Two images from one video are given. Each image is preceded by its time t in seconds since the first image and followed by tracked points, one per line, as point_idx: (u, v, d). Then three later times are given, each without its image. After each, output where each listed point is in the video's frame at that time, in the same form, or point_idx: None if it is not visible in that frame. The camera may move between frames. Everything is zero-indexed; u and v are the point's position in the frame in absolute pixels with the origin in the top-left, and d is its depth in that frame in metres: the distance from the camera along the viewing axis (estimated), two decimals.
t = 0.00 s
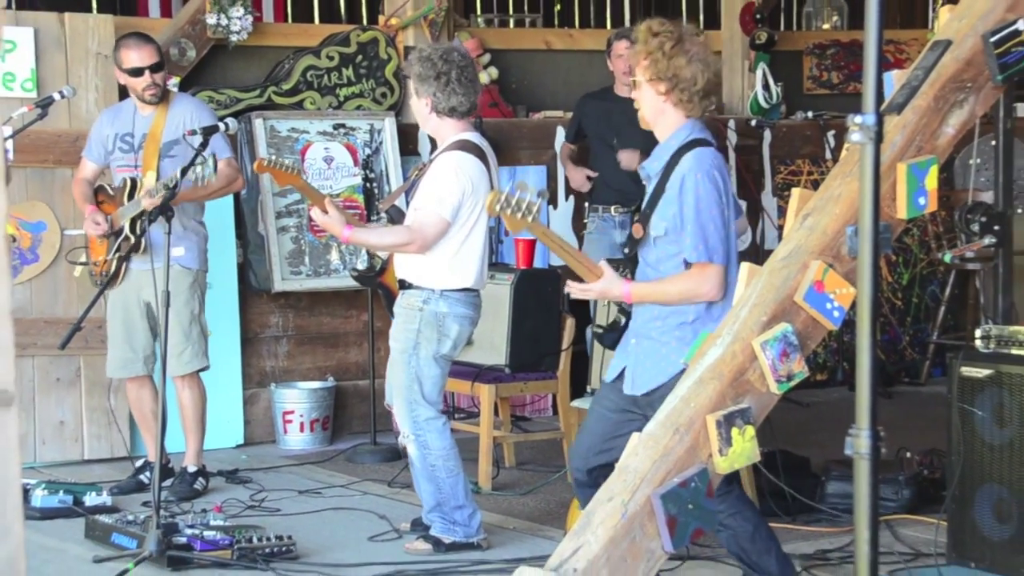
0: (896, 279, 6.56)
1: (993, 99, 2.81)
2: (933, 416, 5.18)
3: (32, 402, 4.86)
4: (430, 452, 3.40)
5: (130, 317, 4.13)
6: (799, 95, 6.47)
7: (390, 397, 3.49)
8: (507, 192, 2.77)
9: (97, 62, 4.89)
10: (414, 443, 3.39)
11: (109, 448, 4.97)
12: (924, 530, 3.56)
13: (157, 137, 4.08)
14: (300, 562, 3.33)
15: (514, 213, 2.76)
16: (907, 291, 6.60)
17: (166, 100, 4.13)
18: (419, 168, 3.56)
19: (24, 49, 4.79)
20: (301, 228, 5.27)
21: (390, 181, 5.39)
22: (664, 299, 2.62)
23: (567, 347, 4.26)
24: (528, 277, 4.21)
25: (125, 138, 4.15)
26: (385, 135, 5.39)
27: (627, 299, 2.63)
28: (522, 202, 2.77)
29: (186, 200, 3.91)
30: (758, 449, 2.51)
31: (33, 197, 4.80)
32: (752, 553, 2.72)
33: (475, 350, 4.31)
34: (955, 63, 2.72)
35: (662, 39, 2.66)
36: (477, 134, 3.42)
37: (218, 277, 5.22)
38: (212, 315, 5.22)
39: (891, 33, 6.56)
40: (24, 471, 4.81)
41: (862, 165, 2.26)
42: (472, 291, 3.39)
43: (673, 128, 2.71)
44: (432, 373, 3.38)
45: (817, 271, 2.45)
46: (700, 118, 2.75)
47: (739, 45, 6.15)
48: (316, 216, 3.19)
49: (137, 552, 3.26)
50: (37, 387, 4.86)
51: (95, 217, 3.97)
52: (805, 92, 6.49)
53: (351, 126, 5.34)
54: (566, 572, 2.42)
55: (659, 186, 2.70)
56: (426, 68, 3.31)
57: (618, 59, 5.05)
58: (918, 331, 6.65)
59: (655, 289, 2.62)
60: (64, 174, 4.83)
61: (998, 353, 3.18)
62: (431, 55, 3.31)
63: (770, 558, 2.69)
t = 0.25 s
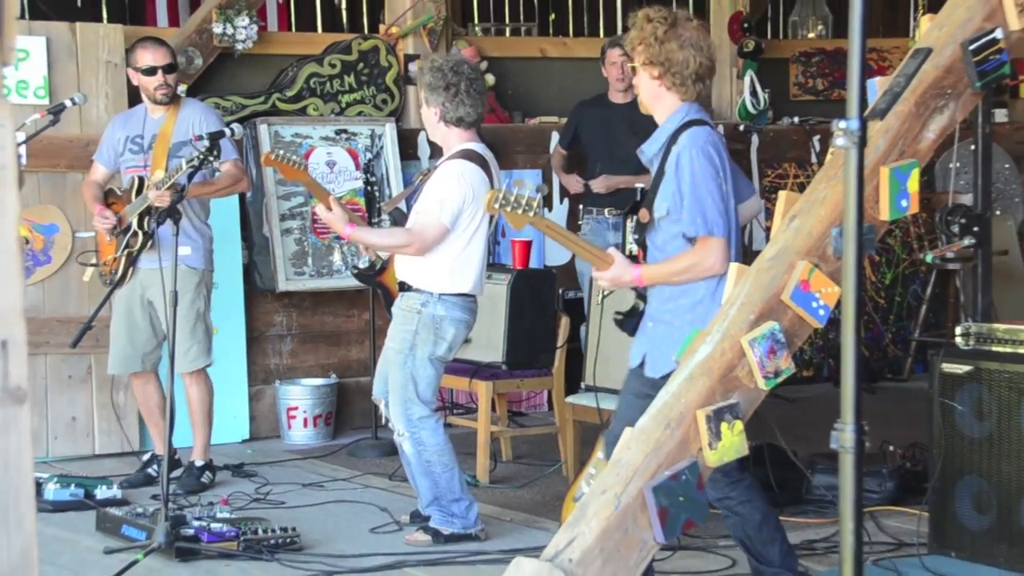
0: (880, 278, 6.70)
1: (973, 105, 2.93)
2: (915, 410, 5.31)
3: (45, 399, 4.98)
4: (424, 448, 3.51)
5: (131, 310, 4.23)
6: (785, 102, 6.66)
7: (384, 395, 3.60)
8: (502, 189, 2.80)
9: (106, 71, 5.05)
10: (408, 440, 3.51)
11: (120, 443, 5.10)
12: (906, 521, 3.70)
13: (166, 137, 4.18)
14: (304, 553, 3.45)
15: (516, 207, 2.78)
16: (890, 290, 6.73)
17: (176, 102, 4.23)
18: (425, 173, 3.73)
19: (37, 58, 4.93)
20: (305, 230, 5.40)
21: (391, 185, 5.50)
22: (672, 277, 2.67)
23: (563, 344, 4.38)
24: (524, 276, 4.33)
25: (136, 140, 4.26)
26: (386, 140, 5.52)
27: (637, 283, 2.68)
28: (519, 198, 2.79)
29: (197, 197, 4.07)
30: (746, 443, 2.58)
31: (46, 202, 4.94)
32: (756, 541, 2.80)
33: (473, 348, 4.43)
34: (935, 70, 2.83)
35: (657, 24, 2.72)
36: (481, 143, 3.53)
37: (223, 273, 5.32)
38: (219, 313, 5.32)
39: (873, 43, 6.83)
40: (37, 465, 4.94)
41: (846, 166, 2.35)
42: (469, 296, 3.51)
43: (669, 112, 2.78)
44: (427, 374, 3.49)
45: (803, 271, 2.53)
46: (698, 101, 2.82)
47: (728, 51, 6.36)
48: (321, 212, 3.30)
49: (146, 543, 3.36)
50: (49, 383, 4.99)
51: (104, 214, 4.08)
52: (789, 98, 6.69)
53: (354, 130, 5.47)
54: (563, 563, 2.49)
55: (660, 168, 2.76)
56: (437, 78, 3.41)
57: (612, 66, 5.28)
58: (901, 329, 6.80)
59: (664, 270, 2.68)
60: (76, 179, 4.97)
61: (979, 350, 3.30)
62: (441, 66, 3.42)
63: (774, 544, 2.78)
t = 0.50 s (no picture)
0: (858, 279, 6.83)
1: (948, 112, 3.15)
2: (893, 405, 5.46)
3: (55, 395, 5.13)
4: (418, 444, 3.64)
5: (149, 315, 4.37)
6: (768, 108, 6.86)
7: (378, 392, 3.72)
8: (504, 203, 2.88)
9: (114, 79, 5.19)
10: (402, 436, 3.63)
11: (127, 437, 5.23)
12: (885, 512, 3.86)
13: (173, 149, 4.31)
14: (305, 543, 3.60)
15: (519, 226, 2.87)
16: (869, 290, 6.88)
17: (180, 114, 4.35)
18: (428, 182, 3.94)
19: (47, 66, 5.07)
20: (306, 232, 5.52)
21: (389, 189, 5.62)
22: (687, 295, 2.77)
23: (555, 341, 4.51)
24: (517, 278, 4.46)
25: (143, 150, 4.39)
26: (384, 146, 5.62)
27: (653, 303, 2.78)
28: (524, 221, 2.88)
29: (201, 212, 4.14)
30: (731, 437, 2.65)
31: (56, 205, 5.09)
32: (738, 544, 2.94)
33: (468, 346, 4.55)
34: (911, 79, 3.02)
35: (654, 53, 2.85)
36: (481, 155, 3.66)
37: (228, 273, 5.44)
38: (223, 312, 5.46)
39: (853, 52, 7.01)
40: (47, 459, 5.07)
41: (827, 170, 2.49)
42: (464, 300, 3.63)
43: (674, 136, 2.90)
44: (421, 373, 3.62)
45: (785, 271, 2.62)
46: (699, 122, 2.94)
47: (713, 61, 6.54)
48: (324, 214, 3.46)
49: (153, 534, 3.53)
50: (59, 379, 5.13)
51: (117, 225, 4.20)
52: (772, 106, 6.88)
53: (353, 136, 5.59)
54: (555, 553, 2.51)
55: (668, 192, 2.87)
56: (443, 89, 3.55)
57: (599, 78, 5.50)
58: (879, 328, 6.94)
59: (677, 288, 2.78)
60: (85, 183, 5.11)
61: (952, 347, 3.48)
62: (445, 79, 3.56)
63: (756, 549, 2.92)
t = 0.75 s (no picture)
0: (838, 278, 6.98)
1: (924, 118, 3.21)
2: (872, 401, 5.58)
3: (55, 391, 5.21)
4: (409, 440, 3.73)
5: (142, 317, 4.45)
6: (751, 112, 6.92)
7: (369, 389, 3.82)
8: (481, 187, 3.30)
9: (115, 83, 5.28)
10: (393, 433, 3.73)
11: (126, 433, 5.33)
12: (864, 505, 3.97)
13: (175, 151, 4.38)
14: (300, 536, 3.70)
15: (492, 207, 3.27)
16: (848, 289, 7.00)
17: (184, 116, 4.44)
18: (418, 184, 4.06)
19: (49, 70, 5.15)
20: (301, 232, 5.61)
21: (382, 191, 5.75)
22: (655, 282, 2.86)
23: (543, 340, 4.55)
24: (507, 278, 4.57)
25: (146, 152, 4.48)
26: (377, 149, 5.74)
27: (623, 288, 2.87)
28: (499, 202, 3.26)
29: (200, 208, 4.27)
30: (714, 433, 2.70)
31: (57, 205, 5.17)
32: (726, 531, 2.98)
33: (459, 344, 4.65)
34: (890, 84, 3.11)
35: (640, 46, 2.94)
36: (473, 160, 3.73)
37: (225, 274, 5.53)
38: (218, 311, 5.53)
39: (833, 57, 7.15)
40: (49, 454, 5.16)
41: (807, 173, 2.58)
42: (453, 300, 3.72)
43: (652, 128, 2.98)
44: (411, 371, 3.71)
45: (768, 271, 2.70)
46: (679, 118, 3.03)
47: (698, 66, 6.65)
48: (319, 216, 3.53)
49: (151, 527, 3.63)
50: (59, 375, 5.21)
51: (116, 221, 4.27)
52: (755, 110, 6.99)
53: (347, 139, 5.69)
54: (543, 545, 2.50)
55: (642, 180, 2.96)
56: (437, 93, 3.64)
57: (585, 82, 5.57)
58: (858, 325, 7.09)
59: (646, 276, 2.87)
60: (85, 184, 5.20)
61: (930, 344, 3.61)
62: (442, 86, 3.65)
63: (741, 534, 2.96)
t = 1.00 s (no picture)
0: (821, 278, 7.10)
1: (906, 121, 3.33)
2: (854, 397, 5.69)
3: (58, 387, 5.31)
4: (401, 436, 3.83)
5: (152, 314, 4.54)
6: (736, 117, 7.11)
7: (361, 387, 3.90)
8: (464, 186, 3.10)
9: (116, 87, 5.36)
10: (386, 428, 3.81)
11: (127, 428, 5.42)
12: (846, 498, 4.08)
13: (177, 160, 4.48)
14: (296, 529, 3.80)
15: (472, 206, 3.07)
16: (831, 289, 7.12)
17: (183, 123, 4.52)
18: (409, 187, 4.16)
19: (51, 75, 5.24)
20: (298, 233, 5.70)
21: (377, 194, 5.83)
22: (613, 287, 2.96)
23: (533, 338, 4.71)
24: (499, 277, 4.64)
25: (148, 158, 4.56)
26: (372, 152, 5.81)
27: (581, 291, 2.96)
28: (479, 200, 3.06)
29: (198, 221, 4.33)
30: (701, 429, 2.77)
31: (59, 206, 5.26)
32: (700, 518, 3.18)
33: (451, 341, 4.73)
34: (871, 89, 3.21)
35: (614, 58, 3.03)
36: (462, 163, 3.83)
37: (225, 274, 5.62)
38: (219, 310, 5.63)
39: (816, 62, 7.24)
40: (51, 448, 5.25)
41: (791, 177, 2.70)
42: (444, 299, 3.83)
43: (623, 138, 3.09)
44: (403, 368, 3.80)
45: (752, 271, 2.78)
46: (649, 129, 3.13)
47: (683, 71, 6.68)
48: (312, 218, 3.59)
49: (151, 520, 3.73)
50: (62, 372, 5.31)
51: (124, 231, 4.40)
52: (738, 114, 7.16)
53: (342, 142, 5.76)
54: (534, 538, 2.56)
55: (610, 189, 3.06)
56: (428, 99, 3.74)
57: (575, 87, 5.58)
58: (840, 325, 7.20)
59: (606, 281, 2.97)
60: (87, 186, 5.29)
61: (909, 342, 3.74)
62: (433, 91, 3.74)
63: (714, 520, 3.16)
